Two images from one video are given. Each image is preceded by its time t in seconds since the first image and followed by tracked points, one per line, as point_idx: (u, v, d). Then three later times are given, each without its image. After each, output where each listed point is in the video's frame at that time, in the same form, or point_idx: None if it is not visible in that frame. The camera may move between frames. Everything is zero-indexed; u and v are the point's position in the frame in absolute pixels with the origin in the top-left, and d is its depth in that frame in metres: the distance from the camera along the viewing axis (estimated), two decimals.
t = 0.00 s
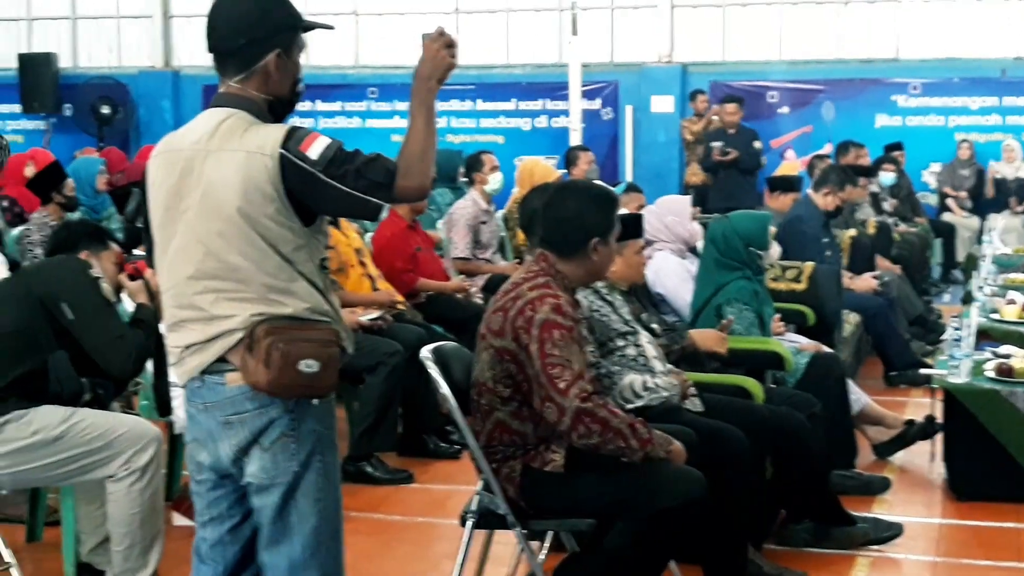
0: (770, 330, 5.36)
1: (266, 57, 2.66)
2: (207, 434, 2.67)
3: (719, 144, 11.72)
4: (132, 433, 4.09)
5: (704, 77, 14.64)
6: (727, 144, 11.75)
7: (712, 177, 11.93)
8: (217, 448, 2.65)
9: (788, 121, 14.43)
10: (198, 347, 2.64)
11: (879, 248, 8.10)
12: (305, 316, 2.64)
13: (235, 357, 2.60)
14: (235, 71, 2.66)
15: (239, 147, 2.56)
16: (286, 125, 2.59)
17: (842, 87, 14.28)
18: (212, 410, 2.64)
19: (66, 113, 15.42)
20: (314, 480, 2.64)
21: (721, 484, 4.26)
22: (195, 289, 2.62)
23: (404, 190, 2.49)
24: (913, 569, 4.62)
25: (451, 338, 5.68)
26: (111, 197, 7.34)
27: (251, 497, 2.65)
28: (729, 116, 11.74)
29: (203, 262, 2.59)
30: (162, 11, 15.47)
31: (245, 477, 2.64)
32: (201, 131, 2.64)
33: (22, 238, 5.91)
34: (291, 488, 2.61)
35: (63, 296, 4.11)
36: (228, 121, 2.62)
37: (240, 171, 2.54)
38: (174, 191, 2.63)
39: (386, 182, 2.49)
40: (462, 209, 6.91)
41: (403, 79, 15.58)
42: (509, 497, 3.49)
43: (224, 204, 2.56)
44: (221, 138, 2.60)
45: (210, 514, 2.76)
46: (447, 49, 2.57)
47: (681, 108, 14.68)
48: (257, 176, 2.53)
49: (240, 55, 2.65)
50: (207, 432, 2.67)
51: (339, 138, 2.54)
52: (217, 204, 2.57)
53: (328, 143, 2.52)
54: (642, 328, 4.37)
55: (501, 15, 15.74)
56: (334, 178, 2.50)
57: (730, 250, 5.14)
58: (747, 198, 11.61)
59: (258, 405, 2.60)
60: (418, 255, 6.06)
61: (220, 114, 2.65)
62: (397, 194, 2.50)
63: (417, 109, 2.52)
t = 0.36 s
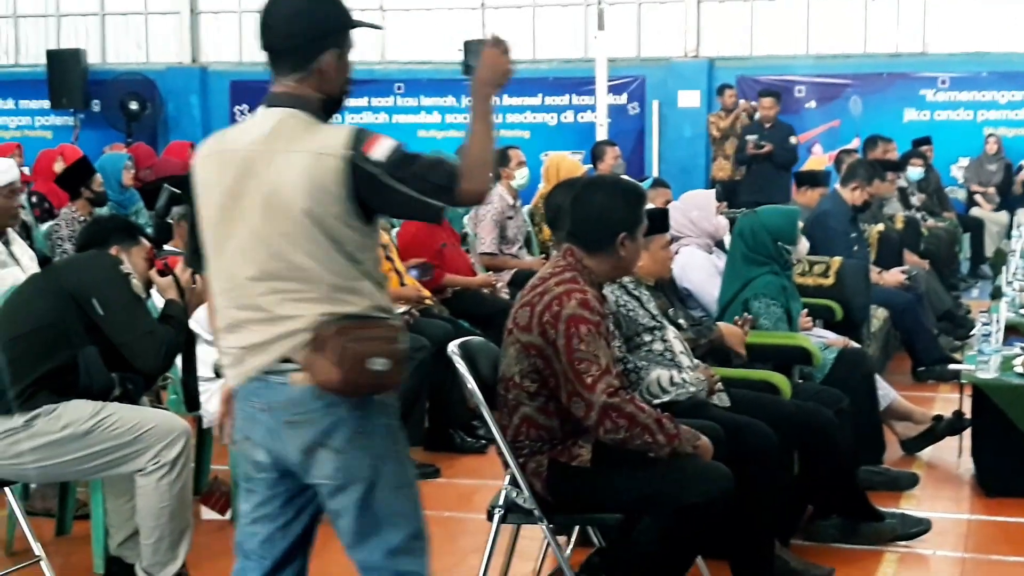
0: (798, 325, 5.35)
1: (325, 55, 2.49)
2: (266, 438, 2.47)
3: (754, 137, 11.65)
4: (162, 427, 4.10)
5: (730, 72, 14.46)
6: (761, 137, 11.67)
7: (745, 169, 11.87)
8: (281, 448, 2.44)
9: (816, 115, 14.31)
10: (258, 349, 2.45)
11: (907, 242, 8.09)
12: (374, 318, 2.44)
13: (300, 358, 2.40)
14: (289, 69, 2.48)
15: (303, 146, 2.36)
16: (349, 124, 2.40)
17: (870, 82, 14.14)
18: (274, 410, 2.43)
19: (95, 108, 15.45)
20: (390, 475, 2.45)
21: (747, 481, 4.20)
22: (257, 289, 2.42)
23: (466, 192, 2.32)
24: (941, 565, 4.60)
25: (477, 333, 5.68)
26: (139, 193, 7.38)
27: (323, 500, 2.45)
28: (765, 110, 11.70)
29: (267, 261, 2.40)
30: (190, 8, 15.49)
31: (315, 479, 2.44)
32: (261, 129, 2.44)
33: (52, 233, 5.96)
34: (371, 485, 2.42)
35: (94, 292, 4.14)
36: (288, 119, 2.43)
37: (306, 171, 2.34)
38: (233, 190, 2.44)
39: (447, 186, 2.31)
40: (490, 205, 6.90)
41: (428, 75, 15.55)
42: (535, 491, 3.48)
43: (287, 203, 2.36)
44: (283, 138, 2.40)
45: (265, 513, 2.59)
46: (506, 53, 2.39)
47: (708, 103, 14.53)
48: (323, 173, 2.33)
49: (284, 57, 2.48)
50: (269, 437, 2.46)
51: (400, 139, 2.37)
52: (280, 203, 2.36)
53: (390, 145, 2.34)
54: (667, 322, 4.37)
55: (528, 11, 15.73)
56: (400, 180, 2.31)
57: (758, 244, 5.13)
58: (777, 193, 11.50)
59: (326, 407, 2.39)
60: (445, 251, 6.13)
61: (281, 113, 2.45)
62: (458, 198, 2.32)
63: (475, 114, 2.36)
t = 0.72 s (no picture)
0: (822, 317, 5.34)
1: (483, 47, 2.40)
2: (421, 443, 2.28)
3: (783, 129, 11.58)
4: (186, 416, 4.13)
5: (756, 63, 13.69)
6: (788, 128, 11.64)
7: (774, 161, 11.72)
8: (448, 453, 2.27)
9: (842, 106, 13.45)
10: (438, 353, 2.26)
11: (932, 234, 8.04)
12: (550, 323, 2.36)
13: (491, 356, 2.26)
14: (458, 58, 2.37)
15: (497, 138, 2.26)
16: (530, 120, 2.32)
17: (896, 73, 13.37)
18: (449, 416, 2.26)
19: (120, 98, 14.65)
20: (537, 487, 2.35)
21: (770, 475, 4.18)
22: (444, 289, 2.24)
23: (642, 197, 2.36)
24: (966, 557, 4.59)
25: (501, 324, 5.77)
26: (164, 181, 7.34)
27: (469, 509, 2.31)
28: (797, 101, 11.80)
29: (457, 259, 2.23)
30: None
31: (469, 483, 2.30)
32: (440, 120, 2.29)
33: (77, 222, 5.95)
34: (525, 495, 2.31)
35: (121, 281, 4.13)
36: (470, 112, 2.31)
37: (506, 163, 2.24)
38: (414, 182, 2.25)
39: (626, 186, 2.36)
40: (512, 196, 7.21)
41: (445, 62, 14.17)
42: (559, 481, 3.50)
43: (484, 196, 2.22)
44: (469, 130, 2.27)
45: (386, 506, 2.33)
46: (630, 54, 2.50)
47: (733, 94, 13.76)
48: (525, 169, 2.25)
49: (438, 55, 2.38)
50: (437, 437, 2.27)
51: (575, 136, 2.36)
52: (477, 199, 2.22)
53: (574, 141, 2.33)
54: (692, 312, 4.33)
55: None
56: (589, 177, 2.32)
57: (780, 235, 5.12)
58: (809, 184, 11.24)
59: (508, 406, 2.28)
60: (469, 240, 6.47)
61: (461, 106, 2.32)
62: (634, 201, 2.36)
63: (621, 116, 2.44)
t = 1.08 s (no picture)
0: (843, 319, 5.34)
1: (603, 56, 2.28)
2: (551, 465, 2.10)
3: (803, 130, 11.55)
4: (207, 416, 4.14)
5: (776, 63, 13.46)
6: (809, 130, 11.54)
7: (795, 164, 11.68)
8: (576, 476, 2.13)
9: (863, 107, 13.18)
10: (567, 371, 2.11)
11: (953, 235, 8.01)
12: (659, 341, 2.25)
13: (619, 374, 2.14)
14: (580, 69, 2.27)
15: (628, 149, 2.13)
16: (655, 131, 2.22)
17: (918, 73, 13.10)
18: (581, 436, 2.10)
19: (141, 99, 14.58)
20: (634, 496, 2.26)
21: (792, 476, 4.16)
22: (575, 302, 2.11)
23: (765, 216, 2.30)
24: (988, 561, 4.57)
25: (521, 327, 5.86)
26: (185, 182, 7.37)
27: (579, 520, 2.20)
28: (815, 102, 11.61)
29: (588, 271, 2.11)
30: None
31: (601, 497, 2.17)
32: (568, 126, 2.15)
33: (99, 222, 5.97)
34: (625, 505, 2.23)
35: (142, 281, 4.13)
36: (599, 119, 2.18)
37: (639, 177, 2.12)
38: (548, 187, 2.10)
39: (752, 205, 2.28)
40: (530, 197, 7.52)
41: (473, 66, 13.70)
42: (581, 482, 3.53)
43: (620, 208, 2.11)
44: (602, 137, 2.14)
45: (543, 537, 2.14)
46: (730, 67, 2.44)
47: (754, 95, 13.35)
48: (656, 180, 2.15)
49: (559, 58, 2.27)
50: (568, 459, 2.10)
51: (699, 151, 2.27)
52: (613, 207, 2.10)
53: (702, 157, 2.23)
54: (713, 314, 4.31)
55: None
56: (716, 194, 2.22)
57: (802, 237, 5.09)
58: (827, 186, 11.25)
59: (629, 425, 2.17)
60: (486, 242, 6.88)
61: (584, 115, 2.18)
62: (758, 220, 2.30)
63: (732, 129, 2.38)
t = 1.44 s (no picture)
0: (869, 322, 5.30)
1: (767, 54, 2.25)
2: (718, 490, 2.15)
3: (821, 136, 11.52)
4: (233, 418, 4.15)
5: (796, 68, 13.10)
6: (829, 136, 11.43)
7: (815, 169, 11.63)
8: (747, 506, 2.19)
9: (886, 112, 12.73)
10: (750, 382, 2.15)
11: (978, 240, 7.97)
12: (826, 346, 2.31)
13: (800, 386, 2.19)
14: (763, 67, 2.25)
15: (814, 147, 2.17)
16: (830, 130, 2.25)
17: (940, 77, 12.65)
18: (756, 458, 2.16)
19: (165, 102, 14.58)
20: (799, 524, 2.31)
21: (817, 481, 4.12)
22: (761, 310, 2.13)
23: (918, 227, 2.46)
24: (1014, 568, 4.55)
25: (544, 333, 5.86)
26: (209, 186, 7.41)
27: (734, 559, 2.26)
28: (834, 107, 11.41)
29: (773, 280, 2.13)
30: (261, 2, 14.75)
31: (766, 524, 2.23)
32: (752, 123, 2.16)
33: (123, 226, 6.00)
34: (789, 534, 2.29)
35: (168, 283, 4.13)
36: (782, 118, 2.19)
37: (826, 175, 2.17)
38: (740, 192, 2.11)
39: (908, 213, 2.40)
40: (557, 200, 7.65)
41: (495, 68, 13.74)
42: (605, 487, 3.51)
43: (809, 209, 2.14)
44: (786, 138, 2.16)
45: None
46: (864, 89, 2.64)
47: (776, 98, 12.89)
48: (840, 185, 2.19)
49: (731, 54, 2.25)
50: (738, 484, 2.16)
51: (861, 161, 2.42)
52: (802, 213, 2.14)
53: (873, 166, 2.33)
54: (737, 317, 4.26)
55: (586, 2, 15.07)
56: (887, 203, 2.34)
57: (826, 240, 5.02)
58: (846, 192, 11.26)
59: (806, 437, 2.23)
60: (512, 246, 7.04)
61: (764, 108, 2.20)
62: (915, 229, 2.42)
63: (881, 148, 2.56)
